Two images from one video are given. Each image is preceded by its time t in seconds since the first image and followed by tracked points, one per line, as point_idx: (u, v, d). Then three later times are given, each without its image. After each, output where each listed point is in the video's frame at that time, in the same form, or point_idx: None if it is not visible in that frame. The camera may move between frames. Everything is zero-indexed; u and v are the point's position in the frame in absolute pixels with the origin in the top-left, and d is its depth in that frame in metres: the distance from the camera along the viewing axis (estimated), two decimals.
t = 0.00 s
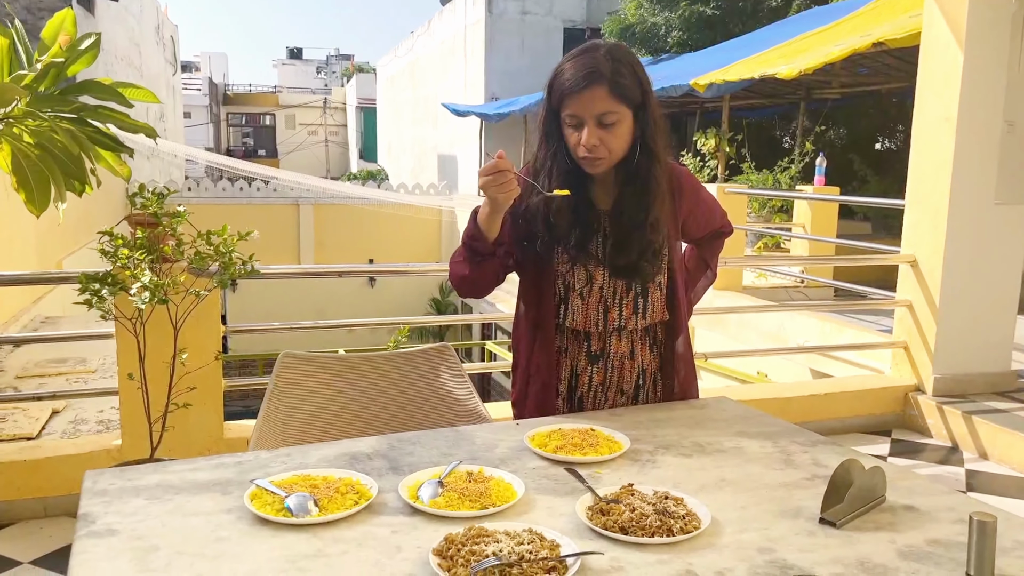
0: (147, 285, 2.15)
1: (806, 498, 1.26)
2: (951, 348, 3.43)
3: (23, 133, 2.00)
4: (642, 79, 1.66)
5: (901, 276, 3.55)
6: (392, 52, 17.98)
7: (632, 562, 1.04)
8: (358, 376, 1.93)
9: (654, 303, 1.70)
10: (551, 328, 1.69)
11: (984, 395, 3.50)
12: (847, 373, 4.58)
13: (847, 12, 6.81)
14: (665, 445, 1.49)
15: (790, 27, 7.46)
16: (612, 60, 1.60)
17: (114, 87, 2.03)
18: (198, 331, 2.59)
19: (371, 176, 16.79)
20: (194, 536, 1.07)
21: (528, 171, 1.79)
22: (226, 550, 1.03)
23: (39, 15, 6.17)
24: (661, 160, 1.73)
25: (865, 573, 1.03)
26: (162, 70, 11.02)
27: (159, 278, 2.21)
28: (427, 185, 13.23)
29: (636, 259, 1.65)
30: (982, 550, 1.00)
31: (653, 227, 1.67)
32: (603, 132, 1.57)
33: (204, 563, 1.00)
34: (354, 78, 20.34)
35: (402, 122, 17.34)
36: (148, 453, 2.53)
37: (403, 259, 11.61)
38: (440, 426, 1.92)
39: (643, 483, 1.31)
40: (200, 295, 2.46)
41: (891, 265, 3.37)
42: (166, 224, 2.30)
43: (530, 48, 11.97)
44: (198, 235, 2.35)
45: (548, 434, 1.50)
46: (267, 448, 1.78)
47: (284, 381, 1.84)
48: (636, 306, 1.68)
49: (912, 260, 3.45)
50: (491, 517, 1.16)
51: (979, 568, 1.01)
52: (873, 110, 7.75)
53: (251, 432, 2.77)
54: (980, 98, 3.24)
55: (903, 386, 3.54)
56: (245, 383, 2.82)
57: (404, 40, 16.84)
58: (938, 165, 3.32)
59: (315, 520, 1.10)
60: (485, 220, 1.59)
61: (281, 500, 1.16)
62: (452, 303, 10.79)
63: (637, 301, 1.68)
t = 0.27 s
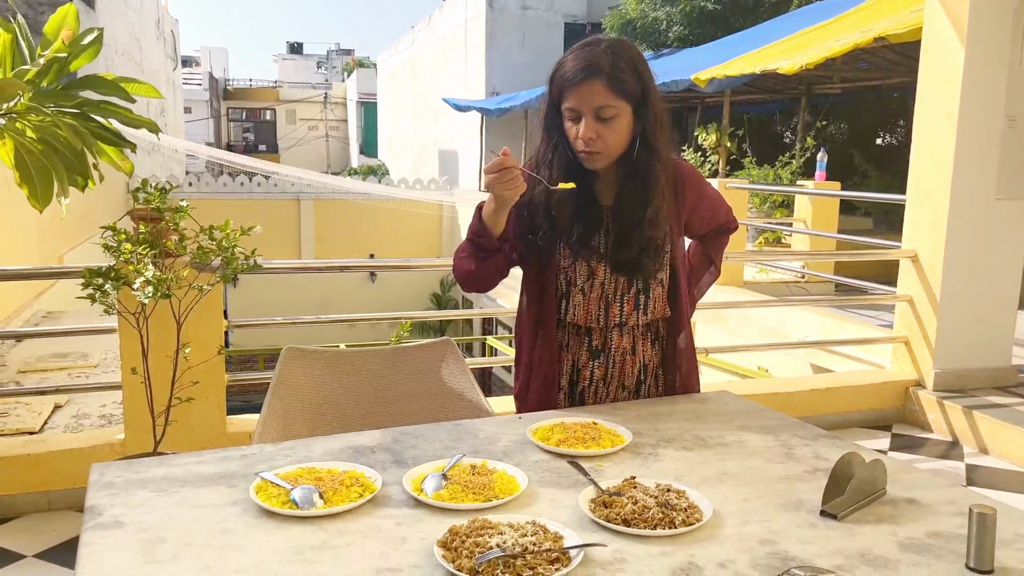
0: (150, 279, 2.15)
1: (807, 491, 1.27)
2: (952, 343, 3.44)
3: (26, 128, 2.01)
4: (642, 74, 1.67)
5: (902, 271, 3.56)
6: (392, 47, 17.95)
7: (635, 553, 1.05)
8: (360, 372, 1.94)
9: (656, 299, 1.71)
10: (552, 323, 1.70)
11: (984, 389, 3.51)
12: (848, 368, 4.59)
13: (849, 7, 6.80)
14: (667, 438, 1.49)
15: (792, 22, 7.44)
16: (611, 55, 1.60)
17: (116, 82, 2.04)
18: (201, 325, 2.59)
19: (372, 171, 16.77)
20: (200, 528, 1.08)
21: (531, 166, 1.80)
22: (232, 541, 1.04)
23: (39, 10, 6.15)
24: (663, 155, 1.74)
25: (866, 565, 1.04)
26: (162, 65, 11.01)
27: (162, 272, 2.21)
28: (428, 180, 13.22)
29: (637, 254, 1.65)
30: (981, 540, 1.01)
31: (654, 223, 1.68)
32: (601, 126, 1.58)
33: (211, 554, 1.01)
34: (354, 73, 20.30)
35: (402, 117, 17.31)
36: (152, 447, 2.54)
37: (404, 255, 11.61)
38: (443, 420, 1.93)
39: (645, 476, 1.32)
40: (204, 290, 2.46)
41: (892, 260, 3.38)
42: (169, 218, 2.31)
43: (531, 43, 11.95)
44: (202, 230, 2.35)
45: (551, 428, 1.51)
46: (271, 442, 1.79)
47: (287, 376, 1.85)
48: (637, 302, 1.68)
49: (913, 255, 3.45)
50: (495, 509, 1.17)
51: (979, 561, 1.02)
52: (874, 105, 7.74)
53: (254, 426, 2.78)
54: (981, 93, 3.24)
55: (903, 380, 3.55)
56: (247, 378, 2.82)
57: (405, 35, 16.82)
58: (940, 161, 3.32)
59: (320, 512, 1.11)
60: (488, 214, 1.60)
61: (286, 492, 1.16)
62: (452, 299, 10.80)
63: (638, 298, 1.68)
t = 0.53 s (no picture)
0: (152, 277, 2.16)
1: (805, 487, 1.28)
2: (951, 342, 3.45)
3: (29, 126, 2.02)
4: (639, 71, 1.67)
5: (902, 270, 3.57)
6: (393, 46, 17.94)
7: (634, 549, 1.06)
8: (362, 368, 1.95)
9: (656, 299, 1.71)
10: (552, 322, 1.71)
11: (983, 388, 3.51)
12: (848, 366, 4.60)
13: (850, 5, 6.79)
14: (667, 435, 1.50)
15: (793, 21, 7.44)
16: (607, 51, 1.61)
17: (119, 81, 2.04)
18: (202, 323, 2.60)
19: (372, 169, 16.77)
20: (203, 523, 1.09)
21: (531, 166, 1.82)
22: (235, 536, 1.05)
23: (40, 8, 6.14)
24: (661, 153, 1.74)
25: (864, 561, 1.05)
26: (163, 63, 11.01)
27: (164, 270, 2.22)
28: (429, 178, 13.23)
29: (636, 255, 1.65)
30: (977, 536, 1.02)
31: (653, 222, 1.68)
32: (594, 122, 1.59)
33: (214, 549, 1.02)
34: (355, 71, 20.31)
35: (403, 115, 17.30)
36: (154, 444, 2.55)
37: (405, 253, 11.62)
38: (444, 418, 1.94)
39: (645, 472, 1.33)
40: (205, 289, 2.47)
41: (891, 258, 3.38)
42: (170, 216, 2.31)
43: (532, 41, 11.95)
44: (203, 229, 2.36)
45: (551, 425, 1.52)
46: (272, 438, 1.80)
47: (288, 373, 1.86)
48: (637, 303, 1.69)
49: (913, 254, 3.46)
50: (495, 504, 1.18)
51: (975, 556, 1.03)
52: (874, 104, 7.73)
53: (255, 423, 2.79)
54: (980, 93, 3.24)
55: (903, 378, 3.56)
56: (249, 375, 2.83)
57: (406, 33, 16.81)
58: (940, 162, 3.32)
59: (322, 507, 1.12)
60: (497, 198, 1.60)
61: (288, 488, 1.18)
62: (453, 297, 10.79)
63: (638, 298, 1.69)
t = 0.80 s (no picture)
0: (153, 277, 2.17)
1: (801, 487, 1.29)
2: (949, 343, 3.46)
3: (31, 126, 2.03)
4: (634, 74, 1.68)
5: (901, 271, 3.58)
6: (394, 46, 17.94)
7: (631, 548, 1.07)
8: (361, 368, 1.96)
9: (655, 303, 1.72)
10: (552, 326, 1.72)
11: (981, 389, 3.52)
12: (847, 367, 4.60)
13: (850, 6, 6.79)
14: (664, 435, 1.51)
15: (793, 22, 7.45)
16: (600, 55, 1.62)
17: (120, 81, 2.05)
18: (203, 324, 2.61)
19: (373, 169, 16.78)
20: (203, 521, 1.10)
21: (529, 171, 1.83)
22: (235, 534, 1.06)
23: (41, 7, 6.14)
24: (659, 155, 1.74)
25: (859, 560, 1.05)
26: (164, 63, 11.03)
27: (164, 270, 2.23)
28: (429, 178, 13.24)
29: (636, 260, 1.66)
30: (971, 536, 1.03)
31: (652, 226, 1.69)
32: (589, 126, 1.60)
33: (214, 547, 1.03)
34: (356, 71, 20.32)
35: (404, 115, 17.31)
36: (154, 443, 2.56)
37: (405, 253, 11.63)
38: (443, 417, 1.95)
39: (642, 472, 1.34)
40: (206, 288, 2.48)
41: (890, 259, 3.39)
42: (171, 216, 2.32)
43: (533, 41, 11.96)
44: (204, 228, 2.36)
45: (549, 424, 1.53)
46: (273, 438, 1.81)
47: (289, 372, 1.87)
48: (637, 307, 1.70)
49: (911, 255, 3.47)
50: (493, 503, 1.19)
51: (969, 556, 1.03)
52: (875, 105, 7.74)
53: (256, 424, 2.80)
54: (979, 94, 3.25)
55: (902, 379, 3.57)
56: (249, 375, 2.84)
57: (406, 34, 16.82)
58: (939, 163, 3.33)
59: (321, 506, 1.13)
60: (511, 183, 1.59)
61: (288, 487, 1.19)
62: (453, 298, 10.80)
63: (638, 302, 1.70)
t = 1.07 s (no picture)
0: (153, 277, 2.17)
1: (800, 488, 1.29)
2: (948, 344, 3.46)
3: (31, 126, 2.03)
4: (639, 78, 1.68)
5: (900, 272, 3.58)
6: (394, 47, 17.94)
7: (630, 547, 1.07)
8: (361, 368, 1.96)
9: (658, 307, 1.72)
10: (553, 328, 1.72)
11: (980, 390, 3.53)
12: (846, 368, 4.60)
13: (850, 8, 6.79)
14: (664, 436, 1.51)
15: (793, 23, 7.45)
16: (606, 57, 1.62)
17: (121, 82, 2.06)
18: (203, 325, 2.61)
19: (373, 171, 16.78)
20: (204, 520, 1.10)
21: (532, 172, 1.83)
22: (235, 534, 1.07)
23: (41, 7, 6.15)
24: (663, 160, 1.75)
25: (857, 560, 1.06)
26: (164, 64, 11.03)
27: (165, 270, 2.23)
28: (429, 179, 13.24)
29: (639, 264, 1.67)
30: (970, 537, 1.03)
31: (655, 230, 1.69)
32: (595, 129, 1.60)
33: (215, 546, 1.03)
34: (356, 72, 20.33)
35: (404, 116, 17.30)
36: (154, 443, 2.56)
37: (405, 254, 11.63)
38: (443, 417, 1.95)
39: (641, 472, 1.34)
40: (206, 288, 2.48)
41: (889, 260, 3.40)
42: (172, 216, 2.32)
43: (533, 43, 11.97)
44: (204, 229, 2.37)
45: (549, 425, 1.53)
46: (272, 438, 1.81)
47: (289, 372, 1.88)
48: (639, 311, 1.70)
49: (910, 257, 3.47)
50: (493, 503, 1.19)
51: (967, 556, 1.04)
52: (874, 107, 7.74)
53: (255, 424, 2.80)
54: (979, 96, 3.26)
55: (901, 381, 3.57)
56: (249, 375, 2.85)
57: (407, 35, 16.82)
58: (938, 165, 3.34)
59: (321, 505, 1.13)
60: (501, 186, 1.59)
61: (289, 487, 1.19)
62: (453, 298, 10.79)
63: (641, 306, 1.70)
